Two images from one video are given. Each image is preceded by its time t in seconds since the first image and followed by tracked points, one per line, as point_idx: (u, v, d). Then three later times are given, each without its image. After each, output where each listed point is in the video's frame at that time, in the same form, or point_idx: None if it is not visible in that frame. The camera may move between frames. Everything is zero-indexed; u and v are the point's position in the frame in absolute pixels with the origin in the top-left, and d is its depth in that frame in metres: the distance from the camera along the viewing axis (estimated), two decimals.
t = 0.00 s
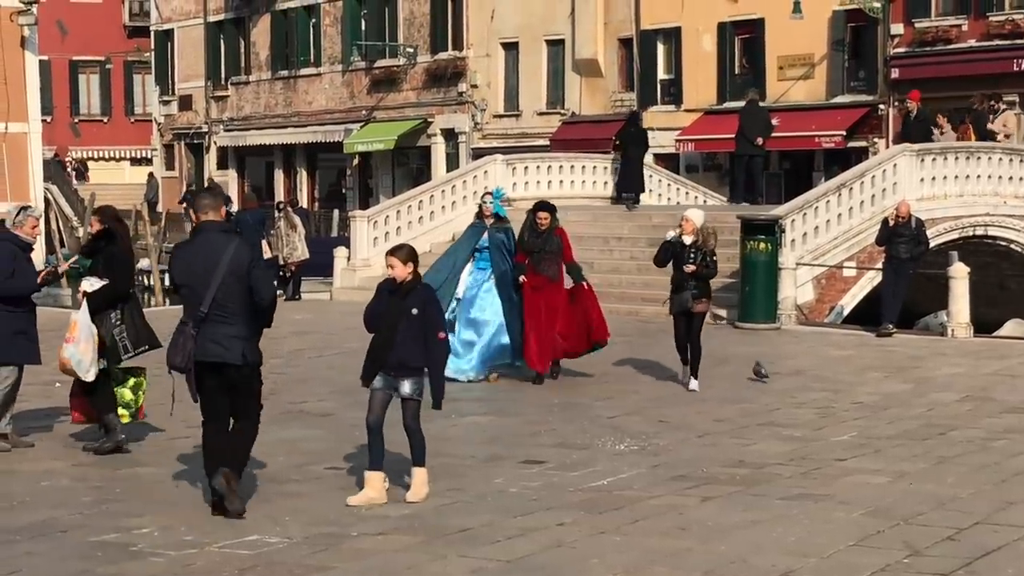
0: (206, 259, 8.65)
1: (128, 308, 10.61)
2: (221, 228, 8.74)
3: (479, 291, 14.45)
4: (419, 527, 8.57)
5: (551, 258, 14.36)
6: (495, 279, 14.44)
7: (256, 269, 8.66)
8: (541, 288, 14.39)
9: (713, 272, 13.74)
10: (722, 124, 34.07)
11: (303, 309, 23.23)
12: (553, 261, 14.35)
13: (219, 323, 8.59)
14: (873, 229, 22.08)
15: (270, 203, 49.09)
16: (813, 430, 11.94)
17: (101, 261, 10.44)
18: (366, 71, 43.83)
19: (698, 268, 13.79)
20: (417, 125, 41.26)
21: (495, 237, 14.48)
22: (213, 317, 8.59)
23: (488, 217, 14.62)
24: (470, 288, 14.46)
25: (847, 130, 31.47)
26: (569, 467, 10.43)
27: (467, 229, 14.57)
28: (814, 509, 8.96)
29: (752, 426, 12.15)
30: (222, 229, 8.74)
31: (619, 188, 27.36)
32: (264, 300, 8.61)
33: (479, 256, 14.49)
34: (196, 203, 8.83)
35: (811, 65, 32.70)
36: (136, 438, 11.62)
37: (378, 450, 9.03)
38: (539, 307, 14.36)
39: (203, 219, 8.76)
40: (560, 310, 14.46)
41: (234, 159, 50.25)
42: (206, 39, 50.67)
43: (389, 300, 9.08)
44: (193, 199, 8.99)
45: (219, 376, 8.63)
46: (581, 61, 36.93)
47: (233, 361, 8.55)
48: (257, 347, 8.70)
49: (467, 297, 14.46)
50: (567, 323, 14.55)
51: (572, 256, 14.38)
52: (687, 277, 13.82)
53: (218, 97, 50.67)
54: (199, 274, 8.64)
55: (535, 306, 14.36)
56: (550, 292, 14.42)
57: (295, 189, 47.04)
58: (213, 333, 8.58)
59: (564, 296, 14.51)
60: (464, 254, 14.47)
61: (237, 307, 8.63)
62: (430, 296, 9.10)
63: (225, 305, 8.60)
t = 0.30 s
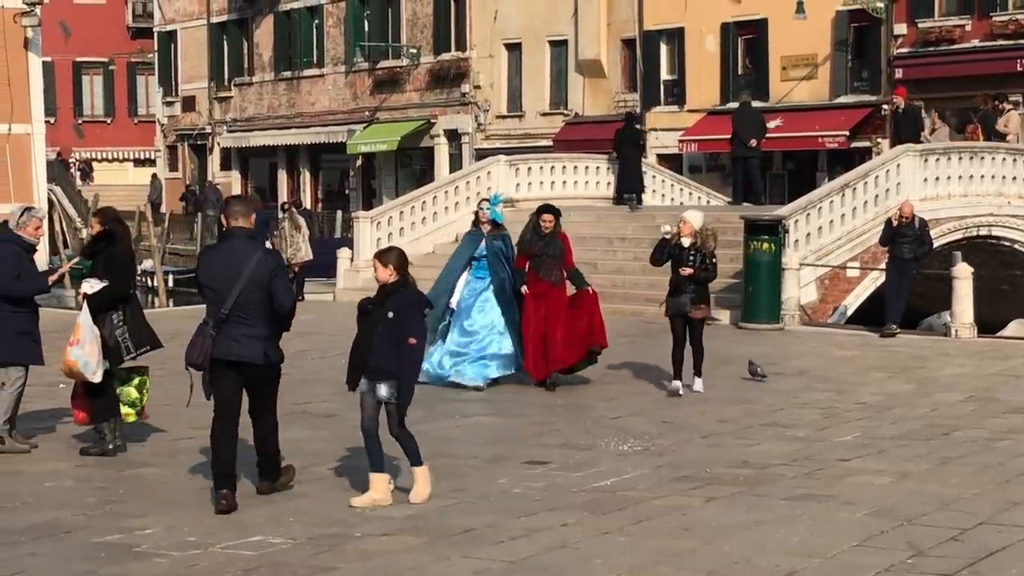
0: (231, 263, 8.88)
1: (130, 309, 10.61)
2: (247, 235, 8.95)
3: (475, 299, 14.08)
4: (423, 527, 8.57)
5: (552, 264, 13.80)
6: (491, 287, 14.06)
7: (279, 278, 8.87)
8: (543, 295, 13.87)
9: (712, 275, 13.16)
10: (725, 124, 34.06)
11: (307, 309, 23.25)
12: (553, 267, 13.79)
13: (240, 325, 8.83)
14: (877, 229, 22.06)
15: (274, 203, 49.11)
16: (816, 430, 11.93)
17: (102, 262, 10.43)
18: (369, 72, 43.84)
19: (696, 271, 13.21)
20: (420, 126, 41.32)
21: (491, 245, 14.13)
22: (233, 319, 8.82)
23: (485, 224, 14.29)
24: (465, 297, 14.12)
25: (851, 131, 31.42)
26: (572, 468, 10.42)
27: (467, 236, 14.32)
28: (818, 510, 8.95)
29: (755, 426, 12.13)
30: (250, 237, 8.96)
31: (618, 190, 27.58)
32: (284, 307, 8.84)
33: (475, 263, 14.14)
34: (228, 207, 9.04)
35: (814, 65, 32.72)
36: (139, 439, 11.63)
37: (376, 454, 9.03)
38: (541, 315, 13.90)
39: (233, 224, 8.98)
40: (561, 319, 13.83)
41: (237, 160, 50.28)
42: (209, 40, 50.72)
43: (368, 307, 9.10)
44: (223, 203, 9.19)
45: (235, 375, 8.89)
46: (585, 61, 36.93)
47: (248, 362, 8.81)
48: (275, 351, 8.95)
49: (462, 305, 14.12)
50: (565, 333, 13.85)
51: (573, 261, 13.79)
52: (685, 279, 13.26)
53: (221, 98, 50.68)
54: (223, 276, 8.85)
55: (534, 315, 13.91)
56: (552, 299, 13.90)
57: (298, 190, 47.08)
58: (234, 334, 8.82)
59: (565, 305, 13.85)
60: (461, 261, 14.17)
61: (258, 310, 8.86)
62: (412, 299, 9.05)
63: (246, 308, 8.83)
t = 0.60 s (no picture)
0: (261, 252, 9.13)
1: (137, 308, 10.59)
2: (276, 226, 9.20)
3: (477, 295, 13.90)
4: (429, 528, 8.57)
5: (560, 263, 13.71)
6: (494, 282, 13.90)
7: (309, 267, 9.16)
8: (549, 293, 13.76)
9: (713, 273, 13.01)
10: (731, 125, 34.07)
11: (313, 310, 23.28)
12: (561, 266, 13.70)
13: (270, 312, 9.10)
14: (883, 230, 22.06)
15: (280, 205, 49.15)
16: (822, 431, 11.91)
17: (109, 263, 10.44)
18: (375, 73, 43.86)
19: (699, 269, 13.06)
20: (425, 127, 41.34)
21: (492, 240, 13.96)
22: (264, 306, 9.08)
23: (485, 218, 14.05)
24: (466, 293, 13.92)
25: (857, 131, 31.29)
26: (578, 468, 10.43)
27: (465, 230, 14.10)
28: (825, 511, 8.95)
29: (761, 427, 12.13)
30: (278, 227, 9.21)
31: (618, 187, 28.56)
32: (314, 295, 9.13)
33: (477, 259, 13.95)
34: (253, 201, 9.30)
35: (819, 66, 32.70)
36: (146, 440, 11.65)
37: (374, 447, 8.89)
38: (545, 314, 13.77)
39: (260, 215, 9.23)
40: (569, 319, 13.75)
41: (243, 161, 50.31)
42: (215, 41, 50.76)
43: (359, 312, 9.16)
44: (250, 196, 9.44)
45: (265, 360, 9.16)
46: (590, 62, 36.92)
47: (279, 347, 9.08)
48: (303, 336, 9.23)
49: (463, 302, 13.92)
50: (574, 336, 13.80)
51: (582, 262, 13.73)
52: (687, 277, 13.09)
53: (227, 99, 50.69)
54: (254, 266, 9.12)
55: (540, 313, 13.78)
56: (559, 299, 13.76)
57: (304, 191, 47.14)
58: (264, 321, 9.08)
59: (574, 305, 13.80)
60: (461, 256, 13.98)
61: (288, 298, 9.13)
62: (390, 300, 9.01)
63: (277, 296, 9.10)
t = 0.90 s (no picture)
0: (280, 261, 9.22)
1: (144, 308, 10.61)
2: (290, 235, 9.28)
3: (476, 304, 13.41)
4: (437, 529, 8.57)
5: (569, 271, 13.18)
6: (495, 291, 13.40)
7: (327, 271, 9.24)
8: (558, 302, 13.26)
9: (720, 280, 12.78)
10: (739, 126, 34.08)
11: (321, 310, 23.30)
12: (570, 274, 13.17)
13: (293, 319, 9.17)
14: (891, 230, 22.03)
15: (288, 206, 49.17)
16: (830, 432, 11.90)
17: (115, 264, 10.43)
18: (382, 74, 43.89)
19: (705, 275, 12.81)
20: (433, 127, 41.35)
21: (492, 248, 13.46)
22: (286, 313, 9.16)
23: (487, 225, 13.59)
24: (468, 302, 13.44)
25: (864, 131, 31.25)
26: (586, 468, 10.43)
27: (467, 237, 13.65)
28: (833, 511, 8.94)
29: (769, 428, 12.12)
30: (294, 236, 9.31)
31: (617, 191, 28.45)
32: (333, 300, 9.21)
33: (478, 267, 13.48)
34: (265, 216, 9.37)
35: (827, 66, 32.68)
36: (156, 441, 11.66)
37: (346, 458, 8.86)
38: (554, 321, 13.29)
39: (276, 225, 9.31)
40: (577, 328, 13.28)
41: (251, 163, 50.33)
42: (223, 42, 50.81)
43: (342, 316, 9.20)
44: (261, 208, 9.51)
45: (289, 366, 9.23)
46: (598, 62, 36.91)
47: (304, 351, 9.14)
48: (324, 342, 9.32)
49: (464, 312, 13.43)
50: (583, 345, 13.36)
51: (592, 269, 13.23)
52: (693, 283, 12.86)
53: (234, 100, 50.74)
54: (273, 275, 9.21)
55: (547, 322, 13.33)
56: (568, 307, 13.27)
57: (312, 192, 47.19)
58: (286, 328, 9.15)
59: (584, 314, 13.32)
60: (462, 265, 13.52)
61: (307, 305, 9.21)
62: (361, 302, 9.04)
63: (298, 302, 9.19)
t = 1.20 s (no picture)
0: (296, 248, 9.95)
1: (151, 308, 10.62)
2: (307, 223, 10.03)
3: (475, 304, 13.22)
4: (445, 529, 8.57)
5: (575, 266, 12.99)
6: (495, 290, 13.24)
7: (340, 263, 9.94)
8: (563, 299, 13.12)
9: (728, 282, 12.49)
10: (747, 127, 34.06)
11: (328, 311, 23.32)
12: (576, 271, 12.98)
13: (303, 304, 9.84)
14: (900, 230, 22.00)
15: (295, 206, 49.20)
16: (839, 432, 11.89)
17: (121, 265, 10.44)
18: (390, 74, 43.91)
19: (713, 277, 12.52)
20: (441, 128, 41.37)
21: (491, 247, 13.28)
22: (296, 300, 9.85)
23: (487, 223, 13.40)
24: (468, 302, 13.26)
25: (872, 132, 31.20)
26: (594, 469, 10.41)
27: (467, 236, 13.50)
28: (842, 512, 8.93)
29: (777, 428, 12.11)
30: (311, 225, 10.04)
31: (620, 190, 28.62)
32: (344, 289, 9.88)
33: (477, 267, 13.31)
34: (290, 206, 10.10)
35: (835, 66, 32.63)
36: (163, 441, 11.67)
37: (350, 457, 8.83)
38: (562, 319, 13.12)
39: (295, 213, 10.07)
40: (589, 324, 13.07)
41: (259, 163, 50.36)
42: (231, 42, 50.86)
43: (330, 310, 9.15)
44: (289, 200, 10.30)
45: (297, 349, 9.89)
46: (605, 62, 36.91)
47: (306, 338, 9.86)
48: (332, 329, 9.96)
49: (463, 312, 13.25)
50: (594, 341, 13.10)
51: (598, 265, 12.99)
52: (700, 286, 12.56)
53: (243, 101, 50.77)
54: (289, 261, 9.94)
55: (552, 319, 13.13)
56: (575, 303, 13.10)
57: (319, 193, 47.26)
58: (297, 312, 9.82)
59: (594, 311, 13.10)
60: (462, 265, 13.36)
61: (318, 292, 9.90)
62: (336, 302, 8.92)
63: (310, 288, 9.88)
